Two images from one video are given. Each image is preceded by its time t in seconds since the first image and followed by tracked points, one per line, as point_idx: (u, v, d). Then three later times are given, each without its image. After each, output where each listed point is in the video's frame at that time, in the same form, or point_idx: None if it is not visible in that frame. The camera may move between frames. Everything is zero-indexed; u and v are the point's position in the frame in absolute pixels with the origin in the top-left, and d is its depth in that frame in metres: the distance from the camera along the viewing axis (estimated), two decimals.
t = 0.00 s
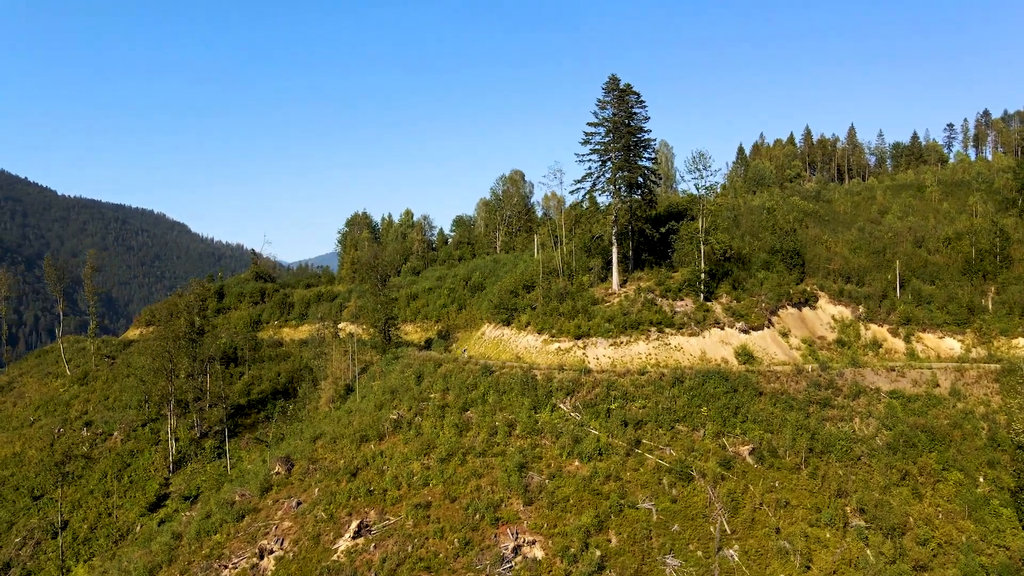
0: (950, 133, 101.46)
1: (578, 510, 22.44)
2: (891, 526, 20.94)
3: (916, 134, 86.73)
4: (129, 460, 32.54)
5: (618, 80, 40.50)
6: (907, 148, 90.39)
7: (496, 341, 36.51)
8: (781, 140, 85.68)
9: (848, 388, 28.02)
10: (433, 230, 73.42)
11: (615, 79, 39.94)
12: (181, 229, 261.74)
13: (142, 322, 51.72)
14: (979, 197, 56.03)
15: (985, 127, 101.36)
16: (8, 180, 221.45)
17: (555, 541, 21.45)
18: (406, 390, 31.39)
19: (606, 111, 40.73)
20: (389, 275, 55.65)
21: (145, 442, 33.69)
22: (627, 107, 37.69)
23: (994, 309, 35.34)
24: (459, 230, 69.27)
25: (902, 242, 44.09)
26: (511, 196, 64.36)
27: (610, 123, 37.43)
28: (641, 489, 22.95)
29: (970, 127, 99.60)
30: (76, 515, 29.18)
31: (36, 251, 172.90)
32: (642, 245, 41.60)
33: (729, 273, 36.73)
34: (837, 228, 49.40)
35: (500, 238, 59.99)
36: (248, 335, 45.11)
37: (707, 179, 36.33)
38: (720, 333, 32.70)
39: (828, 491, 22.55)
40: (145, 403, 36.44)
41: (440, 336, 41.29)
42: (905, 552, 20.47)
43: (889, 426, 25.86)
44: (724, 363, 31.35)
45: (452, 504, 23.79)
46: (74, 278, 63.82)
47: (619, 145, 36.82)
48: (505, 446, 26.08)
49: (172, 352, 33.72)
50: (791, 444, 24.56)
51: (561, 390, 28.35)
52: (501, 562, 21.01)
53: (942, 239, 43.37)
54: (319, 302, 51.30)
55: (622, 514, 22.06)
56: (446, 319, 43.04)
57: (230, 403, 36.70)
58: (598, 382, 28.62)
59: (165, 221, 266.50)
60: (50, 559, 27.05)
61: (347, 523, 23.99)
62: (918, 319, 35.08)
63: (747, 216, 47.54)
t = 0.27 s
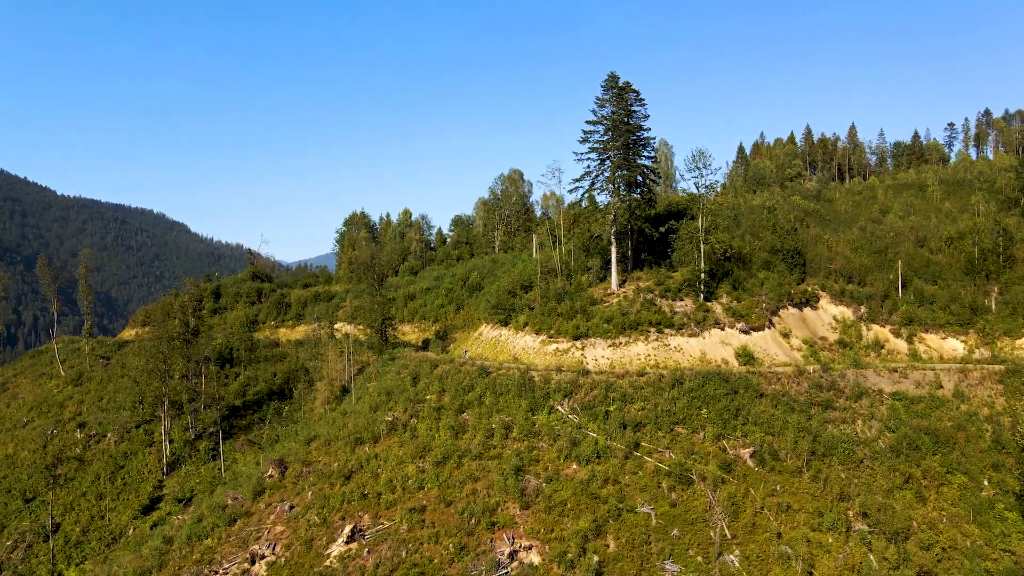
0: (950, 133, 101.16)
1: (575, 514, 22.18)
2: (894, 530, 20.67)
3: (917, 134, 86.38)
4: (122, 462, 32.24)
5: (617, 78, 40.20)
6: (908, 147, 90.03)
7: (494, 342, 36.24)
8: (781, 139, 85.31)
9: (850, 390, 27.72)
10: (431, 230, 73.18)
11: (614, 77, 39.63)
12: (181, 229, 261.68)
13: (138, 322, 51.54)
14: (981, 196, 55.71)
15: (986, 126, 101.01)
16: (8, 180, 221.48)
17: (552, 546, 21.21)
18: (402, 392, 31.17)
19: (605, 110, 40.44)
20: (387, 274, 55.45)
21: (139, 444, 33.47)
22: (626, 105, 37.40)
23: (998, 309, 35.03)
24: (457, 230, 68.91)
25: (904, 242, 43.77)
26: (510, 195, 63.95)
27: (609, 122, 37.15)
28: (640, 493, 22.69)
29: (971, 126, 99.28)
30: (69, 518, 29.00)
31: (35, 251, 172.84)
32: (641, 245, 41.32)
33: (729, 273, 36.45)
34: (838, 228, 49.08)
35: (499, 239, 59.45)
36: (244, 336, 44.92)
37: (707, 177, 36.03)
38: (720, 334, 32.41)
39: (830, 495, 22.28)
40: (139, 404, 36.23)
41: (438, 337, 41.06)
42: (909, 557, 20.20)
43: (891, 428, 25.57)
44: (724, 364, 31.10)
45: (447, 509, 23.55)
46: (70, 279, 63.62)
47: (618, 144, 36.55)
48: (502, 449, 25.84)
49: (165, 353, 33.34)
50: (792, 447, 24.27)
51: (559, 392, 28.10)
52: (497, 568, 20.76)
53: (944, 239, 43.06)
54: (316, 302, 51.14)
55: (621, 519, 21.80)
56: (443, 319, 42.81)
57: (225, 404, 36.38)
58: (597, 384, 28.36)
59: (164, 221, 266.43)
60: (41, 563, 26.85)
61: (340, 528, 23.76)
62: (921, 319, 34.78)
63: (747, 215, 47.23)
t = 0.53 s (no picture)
0: (951, 132, 100.79)
1: (572, 518, 21.93)
2: (898, 535, 20.40)
3: (918, 133, 85.95)
4: (115, 464, 32.05)
5: (616, 76, 39.90)
6: (909, 147, 89.63)
7: (491, 342, 35.98)
8: (781, 138, 84.87)
9: (852, 391, 27.43)
10: (429, 230, 72.98)
11: (613, 74, 39.33)
12: (180, 229, 261.51)
13: (133, 322, 51.28)
14: (983, 196, 55.37)
15: (987, 126, 100.58)
16: (8, 180, 221.43)
17: (549, 550, 20.96)
18: (398, 394, 30.96)
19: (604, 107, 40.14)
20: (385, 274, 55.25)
21: (133, 446, 33.28)
22: (625, 103, 37.10)
23: (1001, 309, 34.74)
24: (455, 229, 68.56)
25: (906, 241, 43.46)
26: (508, 194, 63.55)
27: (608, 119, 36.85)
28: (639, 497, 22.45)
29: (971, 125, 98.87)
30: (61, 521, 28.83)
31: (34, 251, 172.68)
32: (640, 244, 41.04)
33: (729, 273, 36.18)
34: (839, 227, 48.75)
35: (497, 238, 58.97)
36: (239, 337, 44.73)
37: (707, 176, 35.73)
38: (720, 334, 32.13)
39: (833, 498, 21.99)
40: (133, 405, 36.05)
41: (435, 337, 40.82)
42: (913, 562, 19.94)
43: (894, 430, 25.29)
44: (724, 365, 30.84)
45: (443, 513, 23.31)
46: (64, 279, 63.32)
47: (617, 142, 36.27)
48: (499, 451, 25.62)
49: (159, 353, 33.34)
50: (793, 450, 23.98)
51: (557, 393, 27.86)
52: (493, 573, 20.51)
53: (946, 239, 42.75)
54: (312, 303, 51.05)
55: (619, 523, 21.55)
56: (441, 319, 42.58)
57: (220, 405, 36.21)
58: (595, 385, 28.11)
59: (164, 221, 266.25)
60: (32, 566, 26.64)
61: (333, 532, 23.54)
62: (923, 319, 34.47)
63: (748, 214, 46.91)
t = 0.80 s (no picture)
0: (952, 132, 100.37)
1: (570, 523, 21.70)
2: (902, 539, 20.15)
3: (919, 132, 85.51)
4: (109, 466, 31.90)
5: (615, 74, 39.57)
6: (910, 146, 89.21)
7: (489, 343, 35.74)
8: (782, 138, 84.46)
9: (854, 393, 27.13)
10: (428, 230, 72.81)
11: (612, 72, 39.00)
12: (180, 229, 261.40)
13: (129, 322, 51.05)
14: (985, 195, 55.02)
15: (988, 125, 100.11)
16: (8, 180, 221.42)
17: (546, 555, 20.74)
18: (394, 395, 30.72)
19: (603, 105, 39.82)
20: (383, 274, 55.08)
21: (127, 447, 33.10)
22: (624, 101, 36.78)
23: (1005, 310, 34.45)
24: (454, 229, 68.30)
25: (908, 241, 43.13)
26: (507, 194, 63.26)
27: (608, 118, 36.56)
28: (637, 501, 22.20)
29: (973, 124, 98.44)
30: (54, 523, 28.69)
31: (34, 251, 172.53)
32: (639, 243, 40.78)
33: (729, 273, 35.93)
34: (840, 226, 48.43)
35: (496, 238, 58.55)
36: (235, 337, 44.53)
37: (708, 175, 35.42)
38: (720, 335, 31.85)
39: (835, 502, 21.72)
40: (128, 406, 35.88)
41: (433, 337, 40.58)
42: (918, 567, 19.69)
43: (897, 433, 25.01)
44: (724, 366, 30.56)
45: (438, 517, 23.08)
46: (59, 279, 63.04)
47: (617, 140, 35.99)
48: (496, 454, 25.39)
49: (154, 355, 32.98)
50: (794, 453, 23.69)
51: (555, 395, 27.61)
52: None
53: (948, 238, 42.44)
54: (309, 303, 51.00)
55: (618, 527, 21.31)
56: (439, 319, 42.36)
57: (216, 407, 36.04)
58: (594, 387, 27.86)
59: (164, 221, 266.15)
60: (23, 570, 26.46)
61: (326, 537, 23.35)
62: (926, 320, 34.16)
63: (748, 214, 46.62)
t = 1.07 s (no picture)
0: (952, 131, 99.91)
1: (567, 527, 21.47)
2: (907, 544, 19.91)
3: (920, 131, 85.08)
4: (102, 468, 31.72)
5: (614, 72, 39.26)
6: (911, 145, 88.79)
7: (488, 343, 35.50)
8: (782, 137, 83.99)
9: (856, 394, 26.81)
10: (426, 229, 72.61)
11: (611, 70, 38.70)
12: (180, 228, 261.35)
13: (125, 323, 50.85)
14: (987, 194, 54.68)
15: (990, 124, 99.65)
16: (8, 180, 221.40)
17: (544, 560, 20.53)
18: (391, 396, 30.47)
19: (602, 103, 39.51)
20: (381, 274, 54.89)
21: (120, 449, 32.93)
22: (624, 99, 36.47)
23: (1008, 310, 34.17)
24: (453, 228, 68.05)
25: (910, 240, 42.82)
26: (506, 194, 62.95)
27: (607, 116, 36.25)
28: (636, 505, 21.96)
29: (974, 124, 98.00)
30: (47, 526, 28.56)
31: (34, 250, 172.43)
32: (639, 243, 40.53)
33: (729, 273, 35.65)
34: (841, 226, 48.11)
35: (496, 237, 58.22)
36: (232, 338, 44.32)
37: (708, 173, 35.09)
38: (721, 336, 31.56)
39: (838, 506, 21.46)
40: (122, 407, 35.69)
41: (431, 337, 40.35)
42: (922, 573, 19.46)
43: (901, 435, 24.71)
44: (725, 367, 30.28)
45: (434, 521, 22.86)
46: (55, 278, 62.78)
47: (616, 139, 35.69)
48: (493, 457, 25.16)
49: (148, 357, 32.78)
50: (796, 456, 23.39)
51: (553, 397, 27.34)
52: None
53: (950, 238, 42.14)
54: (306, 303, 50.87)
55: (618, 532, 21.07)
56: (437, 319, 42.14)
57: (211, 408, 35.87)
58: (593, 388, 27.59)
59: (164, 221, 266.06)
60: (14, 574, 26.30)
61: (319, 541, 23.18)
62: (929, 320, 33.84)
63: (748, 213, 46.32)
